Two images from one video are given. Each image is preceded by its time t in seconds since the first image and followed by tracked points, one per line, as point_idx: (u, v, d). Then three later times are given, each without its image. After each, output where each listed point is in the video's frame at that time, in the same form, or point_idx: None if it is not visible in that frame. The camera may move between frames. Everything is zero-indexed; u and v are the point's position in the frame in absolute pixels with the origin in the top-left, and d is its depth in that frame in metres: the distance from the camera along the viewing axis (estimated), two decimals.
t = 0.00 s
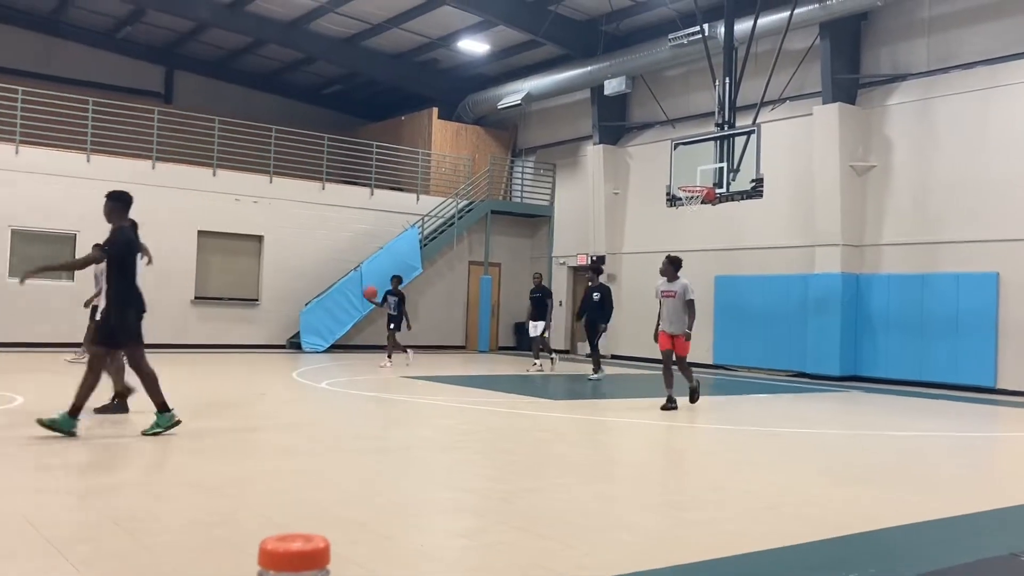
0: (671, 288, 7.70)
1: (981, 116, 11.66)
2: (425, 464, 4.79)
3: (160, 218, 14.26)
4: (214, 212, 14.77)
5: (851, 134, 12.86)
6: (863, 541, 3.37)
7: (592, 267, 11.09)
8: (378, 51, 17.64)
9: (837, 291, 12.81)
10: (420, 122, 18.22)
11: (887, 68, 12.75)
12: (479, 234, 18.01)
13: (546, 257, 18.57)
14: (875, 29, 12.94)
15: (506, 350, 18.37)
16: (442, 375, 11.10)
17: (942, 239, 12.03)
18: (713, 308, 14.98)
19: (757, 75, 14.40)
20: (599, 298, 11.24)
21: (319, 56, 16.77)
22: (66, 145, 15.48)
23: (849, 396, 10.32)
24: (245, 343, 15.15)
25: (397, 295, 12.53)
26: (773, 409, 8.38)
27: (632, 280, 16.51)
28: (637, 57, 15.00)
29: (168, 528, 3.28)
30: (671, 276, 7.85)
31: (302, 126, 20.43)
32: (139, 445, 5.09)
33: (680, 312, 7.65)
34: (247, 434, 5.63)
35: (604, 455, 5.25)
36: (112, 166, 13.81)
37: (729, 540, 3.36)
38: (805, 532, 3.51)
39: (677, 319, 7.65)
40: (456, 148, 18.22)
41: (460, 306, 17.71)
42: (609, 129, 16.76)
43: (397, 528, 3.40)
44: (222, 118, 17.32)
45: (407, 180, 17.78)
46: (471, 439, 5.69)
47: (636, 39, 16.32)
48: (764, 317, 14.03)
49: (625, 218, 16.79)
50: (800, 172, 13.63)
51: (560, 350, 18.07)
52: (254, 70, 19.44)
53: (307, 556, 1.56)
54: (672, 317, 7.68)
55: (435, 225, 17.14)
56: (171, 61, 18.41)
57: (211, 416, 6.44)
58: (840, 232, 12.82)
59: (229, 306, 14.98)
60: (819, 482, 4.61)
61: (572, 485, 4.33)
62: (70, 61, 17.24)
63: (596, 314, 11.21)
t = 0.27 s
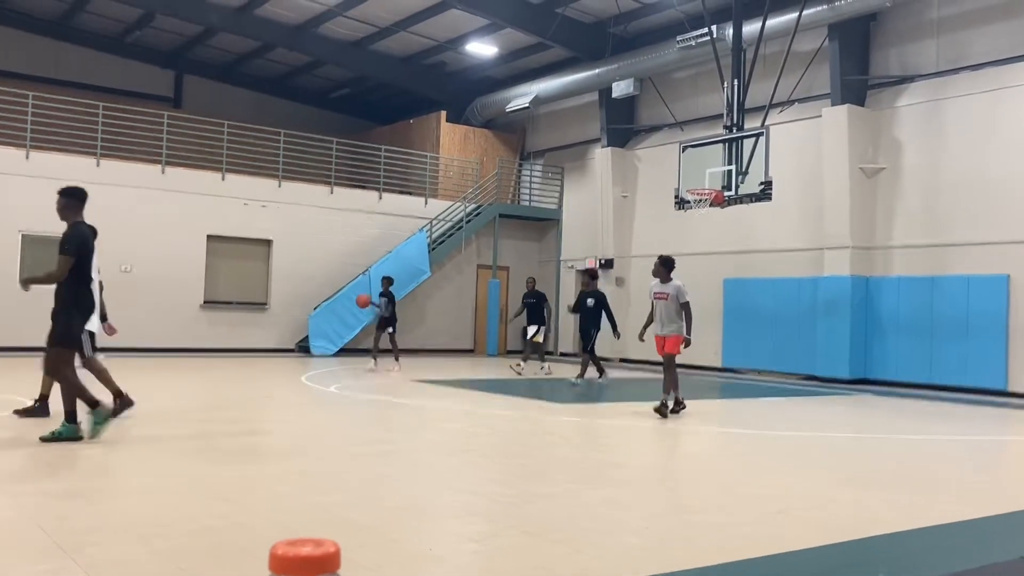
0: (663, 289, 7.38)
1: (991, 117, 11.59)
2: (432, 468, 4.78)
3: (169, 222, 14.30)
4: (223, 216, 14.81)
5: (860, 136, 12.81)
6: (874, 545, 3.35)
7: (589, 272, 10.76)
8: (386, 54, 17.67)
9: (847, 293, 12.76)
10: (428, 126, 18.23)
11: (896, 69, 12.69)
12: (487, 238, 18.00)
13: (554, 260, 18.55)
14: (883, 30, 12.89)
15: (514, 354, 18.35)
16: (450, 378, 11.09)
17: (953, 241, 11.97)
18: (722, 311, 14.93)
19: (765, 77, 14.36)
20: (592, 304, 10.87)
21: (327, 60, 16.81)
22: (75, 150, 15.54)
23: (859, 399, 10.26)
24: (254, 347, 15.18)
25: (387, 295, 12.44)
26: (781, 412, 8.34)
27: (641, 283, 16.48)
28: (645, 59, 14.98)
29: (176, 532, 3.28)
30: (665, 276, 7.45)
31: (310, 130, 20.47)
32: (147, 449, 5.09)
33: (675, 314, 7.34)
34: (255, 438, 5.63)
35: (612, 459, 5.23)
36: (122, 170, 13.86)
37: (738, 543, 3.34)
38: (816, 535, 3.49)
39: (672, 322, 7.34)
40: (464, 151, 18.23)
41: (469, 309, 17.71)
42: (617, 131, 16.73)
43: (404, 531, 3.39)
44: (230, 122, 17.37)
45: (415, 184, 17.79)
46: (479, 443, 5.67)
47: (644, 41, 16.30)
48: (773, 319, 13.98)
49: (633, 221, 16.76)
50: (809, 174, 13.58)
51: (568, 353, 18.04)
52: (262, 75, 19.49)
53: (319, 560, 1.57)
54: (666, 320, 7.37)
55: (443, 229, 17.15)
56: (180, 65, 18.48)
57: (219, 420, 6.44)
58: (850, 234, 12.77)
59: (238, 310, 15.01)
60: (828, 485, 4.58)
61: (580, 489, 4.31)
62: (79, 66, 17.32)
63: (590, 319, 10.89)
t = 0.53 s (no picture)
0: (651, 289, 7.15)
1: (1000, 118, 11.57)
2: (441, 470, 4.79)
3: (177, 227, 14.35)
4: (231, 220, 14.86)
5: (867, 136, 12.79)
6: (882, 546, 3.35)
7: (581, 272, 10.48)
8: (393, 58, 17.71)
9: (855, 294, 12.74)
10: (435, 129, 18.27)
11: (904, 70, 12.67)
12: (495, 240, 18.02)
13: (561, 262, 18.56)
14: (891, 31, 12.88)
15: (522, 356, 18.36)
16: (458, 381, 11.11)
17: (962, 242, 11.94)
18: (730, 313, 14.91)
19: (773, 78, 14.35)
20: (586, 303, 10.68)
21: (334, 64, 16.87)
22: (84, 155, 15.60)
23: (868, 400, 10.24)
24: (263, 350, 15.22)
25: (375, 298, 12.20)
26: (790, 414, 8.34)
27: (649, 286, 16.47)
28: (652, 62, 14.99)
29: (189, 534, 3.30)
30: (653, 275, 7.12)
31: (317, 134, 20.53)
32: (158, 453, 5.12)
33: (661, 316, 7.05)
34: (265, 441, 5.66)
35: (622, 460, 5.23)
36: (131, 174, 13.92)
37: (748, 545, 3.35)
38: (826, 536, 3.50)
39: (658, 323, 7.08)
40: (471, 154, 18.26)
41: (476, 312, 17.73)
42: (624, 133, 16.73)
43: (415, 533, 3.41)
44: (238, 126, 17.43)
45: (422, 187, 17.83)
46: (488, 445, 5.69)
47: (651, 43, 16.31)
48: (782, 321, 13.96)
49: (641, 224, 16.76)
50: (817, 175, 13.56)
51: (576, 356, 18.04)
52: (270, 79, 19.57)
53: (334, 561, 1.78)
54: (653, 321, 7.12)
55: (450, 232, 17.18)
56: (188, 70, 18.55)
57: (229, 423, 6.47)
58: (858, 235, 12.75)
59: (246, 314, 15.05)
60: (837, 487, 4.59)
61: (589, 491, 4.32)
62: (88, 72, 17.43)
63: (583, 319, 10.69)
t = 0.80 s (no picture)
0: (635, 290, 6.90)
1: (1012, 115, 11.49)
2: (453, 471, 4.79)
3: (189, 230, 14.42)
4: (243, 222, 14.92)
5: (879, 135, 12.73)
6: (896, 547, 3.33)
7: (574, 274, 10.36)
8: (402, 60, 17.75)
9: (867, 293, 12.68)
10: (445, 131, 18.29)
11: (915, 68, 12.60)
12: (505, 241, 18.03)
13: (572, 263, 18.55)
14: (901, 29, 12.82)
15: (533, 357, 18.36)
16: (469, 382, 11.11)
17: (975, 240, 11.86)
18: (741, 313, 14.87)
19: (783, 77, 14.31)
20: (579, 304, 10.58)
21: (343, 66, 16.91)
22: (97, 159, 15.69)
23: (881, 399, 10.19)
24: (274, 352, 15.26)
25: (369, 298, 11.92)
26: (803, 414, 8.31)
27: (660, 286, 16.43)
28: (661, 62, 14.97)
29: (201, 536, 3.32)
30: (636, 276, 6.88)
31: (327, 136, 20.58)
32: (170, 454, 5.15)
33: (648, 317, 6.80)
34: (277, 442, 5.68)
35: (634, 461, 5.22)
36: (143, 178, 13.99)
37: (760, 545, 3.34)
38: (840, 537, 3.48)
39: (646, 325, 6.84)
40: (481, 155, 18.27)
41: (487, 313, 17.74)
42: (634, 133, 16.71)
43: (426, 534, 3.41)
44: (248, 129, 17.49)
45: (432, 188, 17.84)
46: (500, 447, 5.69)
47: (660, 43, 16.28)
48: (794, 320, 13.90)
49: (651, 224, 16.73)
50: (828, 174, 13.51)
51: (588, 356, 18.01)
52: (280, 82, 19.63)
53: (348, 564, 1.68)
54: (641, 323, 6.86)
55: (461, 233, 17.19)
56: (199, 73, 18.63)
57: (241, 425, 6.49)
58: (869, 234, 12.69)
59: (258, 316, 15.11)
60: (850, 487, 4.56)
61: (601, 492, 4.31)
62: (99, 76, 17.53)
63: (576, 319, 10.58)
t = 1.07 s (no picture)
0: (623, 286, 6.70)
1: None
2: (477, 470, 4.82)
3: (214, 232, 14.55)
4: (267, 224, 15.04)
5: (903, 129, 12.62)
6: (921, 544, 3.31)
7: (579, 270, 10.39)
8: (423, 60, 17.81)
9: (893, 288, 12.58)
10: (466, 130, 18.34)
11: (940, 61, 12.48)
12: (527, 240, 18.04)
13: (594, 261, 18.53)
14: (926, 21, 12.70)
15: (556, 356, 18.36)
16: (493, 381, 11.14)
17: (1002, 234, 11.74)
18: (765, 309, 14.80)
19: (805, 72, 14.21)
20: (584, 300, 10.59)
21: (364, 67, 16.99)
22: (123, 162, 15.87)
23: (907, 396, 10.10)
24: (299, 353, 15.37)
25: (375, 299, 11.78)
26: (827, 411, 8.25)
27: (683, 283, 16.38)
28: (682, 58, 14.94)
29: (228, 535, 3.36)
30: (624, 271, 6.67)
31: (349, 137, 20.69)
32: (198, 455, 5.21)
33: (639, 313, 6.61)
34: (303, 442, 5.72)
35: (658, 459, 5.22)
36: (168, 181, 14.13)
37: (784, 543, 3.33)
38: (865, 535, 3.46)
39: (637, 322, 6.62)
40: (502, 154, 18.29)
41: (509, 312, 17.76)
42: (656, 130, 16.67)
43: (450, 533, 3.44)
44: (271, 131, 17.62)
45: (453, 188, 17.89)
46: (524, 445, 5.71)
47: (682, 40, 16.23)
48: (819, 316, 13.82)
49: (673, 221, 16.68)
50: (852, 169, 13.42)
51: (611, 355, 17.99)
52: (302, 84, 19.76)
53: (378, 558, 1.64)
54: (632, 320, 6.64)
55: (482, 232, 17.23)
56: (222, 77, 18.80)
57: (267, 425, 6.55)
58: (894, 229, 12.59)
59: (282, 317, 15.22)
60: (876, 484, 4.53)
61: (624, 490, 4.31)
62: (124, 81, 17.74)
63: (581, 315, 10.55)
